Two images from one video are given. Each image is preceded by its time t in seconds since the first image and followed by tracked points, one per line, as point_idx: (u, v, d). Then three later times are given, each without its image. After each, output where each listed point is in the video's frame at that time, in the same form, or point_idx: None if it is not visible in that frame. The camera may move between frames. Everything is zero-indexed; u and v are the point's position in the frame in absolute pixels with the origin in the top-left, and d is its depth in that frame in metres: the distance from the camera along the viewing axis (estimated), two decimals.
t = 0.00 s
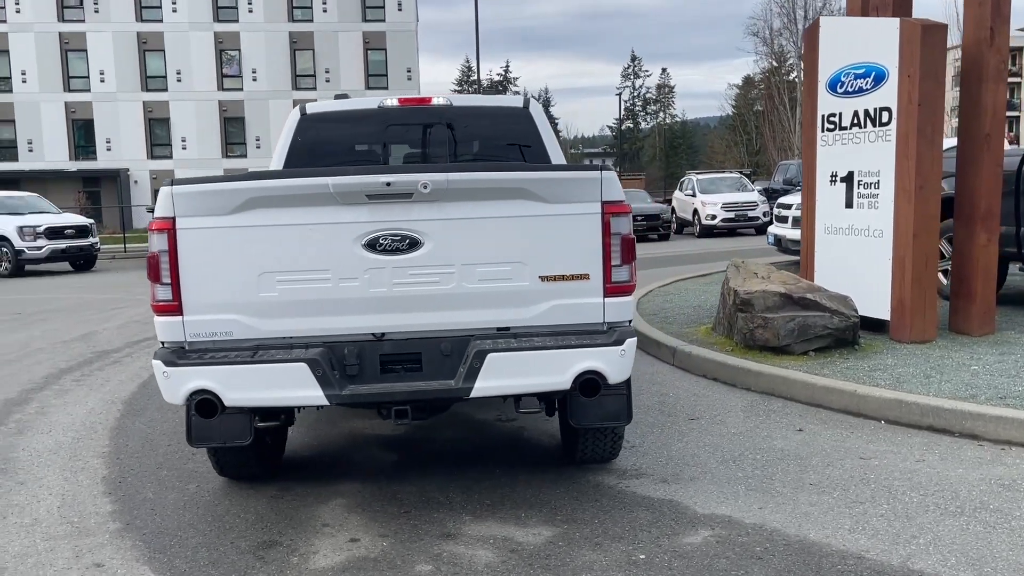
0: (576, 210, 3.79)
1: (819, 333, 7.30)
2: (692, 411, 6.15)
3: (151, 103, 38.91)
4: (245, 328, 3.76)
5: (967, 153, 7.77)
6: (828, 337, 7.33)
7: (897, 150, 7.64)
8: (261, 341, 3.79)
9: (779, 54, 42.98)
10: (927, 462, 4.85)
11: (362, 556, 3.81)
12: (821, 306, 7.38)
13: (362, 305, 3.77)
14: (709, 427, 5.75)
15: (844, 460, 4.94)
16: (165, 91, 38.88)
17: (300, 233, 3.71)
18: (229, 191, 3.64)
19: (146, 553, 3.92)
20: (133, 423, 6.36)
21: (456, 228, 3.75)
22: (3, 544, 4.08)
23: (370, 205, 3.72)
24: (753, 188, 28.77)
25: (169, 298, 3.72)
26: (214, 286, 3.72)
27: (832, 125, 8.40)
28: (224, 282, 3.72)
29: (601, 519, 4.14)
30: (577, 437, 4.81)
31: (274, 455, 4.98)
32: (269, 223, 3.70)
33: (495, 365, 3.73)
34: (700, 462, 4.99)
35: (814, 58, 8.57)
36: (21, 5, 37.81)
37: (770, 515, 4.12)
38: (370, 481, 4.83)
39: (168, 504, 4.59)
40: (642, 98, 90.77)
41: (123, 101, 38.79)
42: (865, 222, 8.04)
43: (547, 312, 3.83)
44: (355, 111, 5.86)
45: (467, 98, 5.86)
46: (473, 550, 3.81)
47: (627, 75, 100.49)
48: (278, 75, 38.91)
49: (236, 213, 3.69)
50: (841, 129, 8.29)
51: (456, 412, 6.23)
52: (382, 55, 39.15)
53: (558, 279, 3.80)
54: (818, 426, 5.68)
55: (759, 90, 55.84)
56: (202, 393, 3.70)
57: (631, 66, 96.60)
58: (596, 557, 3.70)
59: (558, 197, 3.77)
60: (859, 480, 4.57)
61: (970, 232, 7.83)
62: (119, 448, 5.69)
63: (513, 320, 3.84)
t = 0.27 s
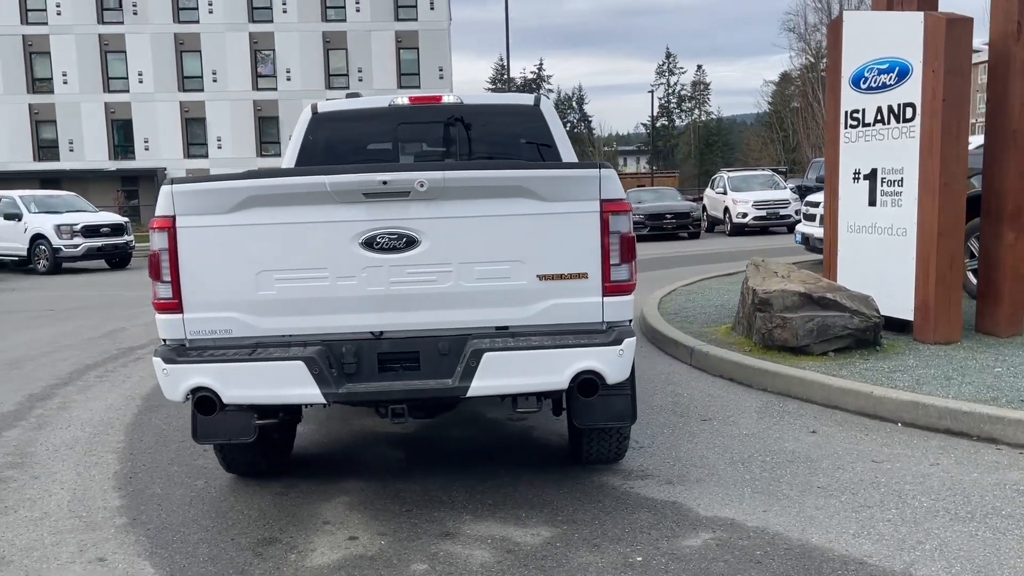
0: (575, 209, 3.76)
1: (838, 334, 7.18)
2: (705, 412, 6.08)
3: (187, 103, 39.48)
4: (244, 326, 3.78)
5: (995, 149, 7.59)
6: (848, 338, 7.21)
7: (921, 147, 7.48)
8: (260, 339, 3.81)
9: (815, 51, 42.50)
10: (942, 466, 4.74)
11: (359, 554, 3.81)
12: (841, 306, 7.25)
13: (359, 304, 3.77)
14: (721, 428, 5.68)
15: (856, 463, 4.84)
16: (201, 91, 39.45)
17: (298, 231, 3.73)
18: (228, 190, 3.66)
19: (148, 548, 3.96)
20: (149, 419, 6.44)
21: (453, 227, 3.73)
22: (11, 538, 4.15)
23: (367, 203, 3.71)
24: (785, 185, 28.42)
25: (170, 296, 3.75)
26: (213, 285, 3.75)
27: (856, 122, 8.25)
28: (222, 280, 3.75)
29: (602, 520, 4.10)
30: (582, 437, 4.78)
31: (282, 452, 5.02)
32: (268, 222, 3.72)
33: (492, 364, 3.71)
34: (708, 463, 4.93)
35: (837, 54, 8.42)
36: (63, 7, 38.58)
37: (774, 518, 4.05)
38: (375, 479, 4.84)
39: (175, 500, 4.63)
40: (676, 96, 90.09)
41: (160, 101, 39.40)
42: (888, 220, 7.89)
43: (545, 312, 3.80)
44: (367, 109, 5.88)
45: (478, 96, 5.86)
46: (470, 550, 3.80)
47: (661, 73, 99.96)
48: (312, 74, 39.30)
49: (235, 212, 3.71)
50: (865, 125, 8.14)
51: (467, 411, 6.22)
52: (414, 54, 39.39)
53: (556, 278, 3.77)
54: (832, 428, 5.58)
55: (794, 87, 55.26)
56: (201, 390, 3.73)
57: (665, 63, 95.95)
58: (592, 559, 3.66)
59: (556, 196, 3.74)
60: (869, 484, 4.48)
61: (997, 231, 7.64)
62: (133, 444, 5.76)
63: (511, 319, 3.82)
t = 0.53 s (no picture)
0: (572, 211, 3.75)
1: (857, 336, 7.08)
2: (716, 414, 6.03)
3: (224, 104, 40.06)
4: (245, 327, 3.84)
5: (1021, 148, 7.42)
6: (867, 340, 7.11)
7: (944, 146, 7.35)
8: (261, 339, 3.87)
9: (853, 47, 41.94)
10: (953, 472, 4.65)
11: (356, 553, 3.85)
12: (860, 308, 7.14)
13: (357, 305, 3.81)
14: (731, 431, 5.63)
15: (865, 468, 4.77)
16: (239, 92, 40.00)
17: (296, 234, 3.77)
18: (228, 193, 3.72)
19: (152, 544, 4.04)
20: (168, 416, 6.56)
21: (449, 229, 3.75)
22: (23, 532, 4.27)
23: (365, 206, 3.75)
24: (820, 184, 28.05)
25: (172, 297, 3.82)
26: (214, 286, 3.81)
27: (879, 120, 8.13)
28: (223, 282, 3.81)
29: (600, 523, 4.10)
30: (585, 439, 4.77)
31: (290, 450, 5.09)
32: (267, 224, 3.77)
33: (487, 366, 3.72)
34: (714, 467, 4.89)
35: (860, 51, 8.30)
36: (105, 11, 39.37)
37: (774, 523, 4.01)
38: (381, 478, 4.88)
39: (184, 497, 4.72)
40: (712, 94, 89.33)
41: (199, 102, 40.03)
42: (911, 221, 7.76)
43: (541, 314, 3.81)
44: (379, 111, 5.91)
45: (489, 97, 5.86)
46: (465, 551, 3.82)
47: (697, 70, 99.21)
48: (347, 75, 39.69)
49: (235, 214, 3.77)
50: (888, 124, 8.01)
51: (479, 412, 6.24)
52: (447, 54, 39.60)
53: (552, 280, 3.78)
54: (844, 432, 5.50)
55: (832, 84, 54.54)
56: (201, 390, 3.80)
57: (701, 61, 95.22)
58: (586, 562, 3.66)
59: (552, 198, 3.74)
60: (876, 489, 4.41)
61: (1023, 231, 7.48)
62: (150, 440, 5.88)
63: (508, 322, 3.83)
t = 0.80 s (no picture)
0: (575, 211, 3.75)
1: (880, 338, 6.97)
2: (733, 416, 5.98)
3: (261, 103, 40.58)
4: (252, 324, 3.90)
5: None
6: (890, 342, 7.00)
7: (972, 144, 7.20)
8: (268, 337, 3.92)
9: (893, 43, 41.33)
10: (970, 477, 4.56)
11: (361, 549, 3.88)
12: (884, 309, 7.02)
13: (362, 304, 3.84)
14: (747, 433, 5.58)
15: (880, 472, 4.69)
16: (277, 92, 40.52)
17: (302, 233, 3.81)
18: (236, 193, 3.77)
19: (163, 537, 4.12)
20: (190, 411, 6.66)
21: (454, 228, 3.76)
22: (41, 524, 4.37)
23: (370, 206, 3.77)
24: (856, 183, 27.62)
25: (182, 295, 3.89)
26: (223, 285, 3.87)
27: (906, 118, 7.99)
28: (231, 280, 3.86)
29: (605, 523, 4.08)
30: (594, 439, 4.76)
31: (302, 446, 5.16)
32: (274, 224, 3.81)
33: (490, 365, 3.73)
34: (725, 468, 4.85)
35: (889, 48, 8.16)
36: (147, 12, 40.07)
37: (781, 526, 3.97)
38: (391, 476, 4.92)
39: (199, 491, 4.80)
40: (749, 91, 88.37)
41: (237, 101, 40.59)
42: (938, 221, 7.62)
43: (544, 314, 3.81)
44: (394, 112, 5.95)
45: (503, 97, 5.88)
46: (468, 549, 3.83)
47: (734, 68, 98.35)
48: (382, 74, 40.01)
49: (243, 214, 3.82)
50: (916, 122, 7.87)
51: (494, 411, 6.26)
52: (482, 52, 39.76)
53: (555, 280, 3.78)
54: (861, 435, 5.42)
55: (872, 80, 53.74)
56: (209, 387, 3.86)
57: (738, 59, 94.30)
58: (587, 563, 3.65)
59: (555, 197, 3.74)
60: (889, 493, 4.34)
61: None
62: (171, 435, 5.97)
63: (513, 321, 3.84)
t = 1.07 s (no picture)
0: (582, 208, 3.71)
1: (907, 339, 6.83)
2: (752, 417, 5.88)
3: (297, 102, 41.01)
4: (260, 320, 3.92)
5: None
6: (917, 343, 6.85)
7: (1005, 140, 7.01)
8: (275, 333, 3.94)
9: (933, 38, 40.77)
10: (992, 482, 4.43)
11: (366, 546, 3.88)
12: (911, 309, 6.87)
13: (368, 301, 3.84)
14: (765, 434, 5.49)
15: (898, 475, 4.58)
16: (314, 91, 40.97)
17: (309, 230, 3.82)
18: (243, 189, 3.79)
19: (174, 530, 4.16)
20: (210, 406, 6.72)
21: (460, 225, 3.75)
22: (57, 515, 4.44)
23: (376, 202, 3.77)
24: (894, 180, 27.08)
25: (191, 290, 3.92)
26: (231, 281, 3.89)
27: (937, 114, 7.79)
28: (239, 276, 3.89)
29: (612, 523, 4.04)
30: (606, 439, 4.71)
31: (314, 442, 5.18)
32: (282, 220, 3.83)
33: (495, 363, 3.71)
34: (739, 470, 4.77)
35: (920, 43, 7.97)
36: (187, 12, 40.69)
37: (792, 530, 3.90)
38: (403, 474, 4.92)
39: (212, 485, 4.84)
40: (787, 88, 87.44)
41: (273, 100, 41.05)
42: (970, 219, 7.44)
43: (550, 312, 3.77)
44: (411, 109, 5.94)
45: (520, 94, 5.84)
46: (473, 547, 3.81)
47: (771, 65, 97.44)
48: (417, 72, 40.29)
49: (251, 210, 3.84)
50: (947, 118, 7.68)
51: (511, 409, 6.23)
52: (516, 50, 39.92)
53: (561, 277, 3.74)
54: (882, 438, 5.30)
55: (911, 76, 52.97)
56: (217, 382, 3.88)
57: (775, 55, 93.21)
58: (591, 564, 3.61)
59: (561, 194, 3.70)
60: (906, 498, 4.24)
61: None
62: (190, 429, 6.04)
63: (519, 319, 3.81)
